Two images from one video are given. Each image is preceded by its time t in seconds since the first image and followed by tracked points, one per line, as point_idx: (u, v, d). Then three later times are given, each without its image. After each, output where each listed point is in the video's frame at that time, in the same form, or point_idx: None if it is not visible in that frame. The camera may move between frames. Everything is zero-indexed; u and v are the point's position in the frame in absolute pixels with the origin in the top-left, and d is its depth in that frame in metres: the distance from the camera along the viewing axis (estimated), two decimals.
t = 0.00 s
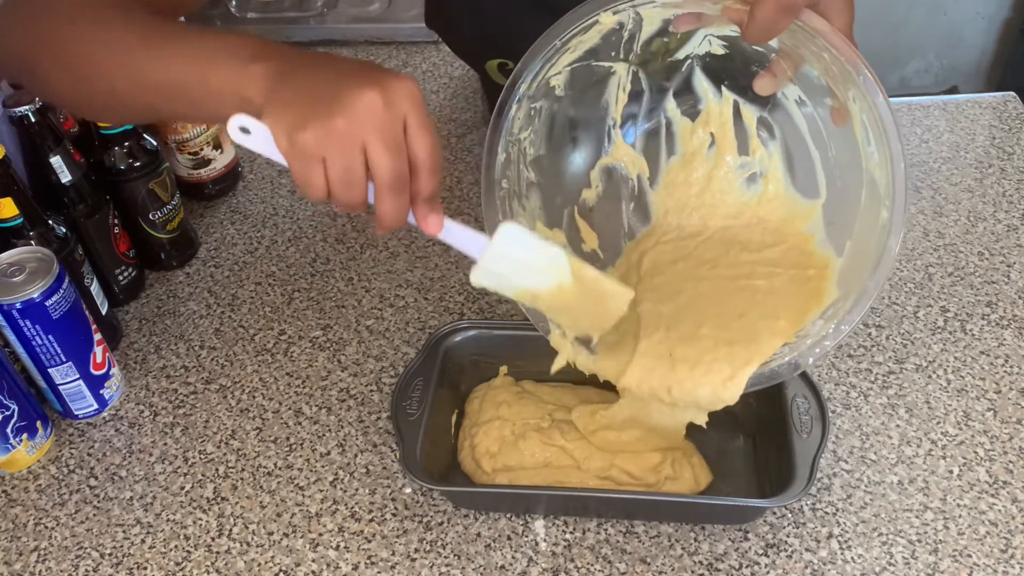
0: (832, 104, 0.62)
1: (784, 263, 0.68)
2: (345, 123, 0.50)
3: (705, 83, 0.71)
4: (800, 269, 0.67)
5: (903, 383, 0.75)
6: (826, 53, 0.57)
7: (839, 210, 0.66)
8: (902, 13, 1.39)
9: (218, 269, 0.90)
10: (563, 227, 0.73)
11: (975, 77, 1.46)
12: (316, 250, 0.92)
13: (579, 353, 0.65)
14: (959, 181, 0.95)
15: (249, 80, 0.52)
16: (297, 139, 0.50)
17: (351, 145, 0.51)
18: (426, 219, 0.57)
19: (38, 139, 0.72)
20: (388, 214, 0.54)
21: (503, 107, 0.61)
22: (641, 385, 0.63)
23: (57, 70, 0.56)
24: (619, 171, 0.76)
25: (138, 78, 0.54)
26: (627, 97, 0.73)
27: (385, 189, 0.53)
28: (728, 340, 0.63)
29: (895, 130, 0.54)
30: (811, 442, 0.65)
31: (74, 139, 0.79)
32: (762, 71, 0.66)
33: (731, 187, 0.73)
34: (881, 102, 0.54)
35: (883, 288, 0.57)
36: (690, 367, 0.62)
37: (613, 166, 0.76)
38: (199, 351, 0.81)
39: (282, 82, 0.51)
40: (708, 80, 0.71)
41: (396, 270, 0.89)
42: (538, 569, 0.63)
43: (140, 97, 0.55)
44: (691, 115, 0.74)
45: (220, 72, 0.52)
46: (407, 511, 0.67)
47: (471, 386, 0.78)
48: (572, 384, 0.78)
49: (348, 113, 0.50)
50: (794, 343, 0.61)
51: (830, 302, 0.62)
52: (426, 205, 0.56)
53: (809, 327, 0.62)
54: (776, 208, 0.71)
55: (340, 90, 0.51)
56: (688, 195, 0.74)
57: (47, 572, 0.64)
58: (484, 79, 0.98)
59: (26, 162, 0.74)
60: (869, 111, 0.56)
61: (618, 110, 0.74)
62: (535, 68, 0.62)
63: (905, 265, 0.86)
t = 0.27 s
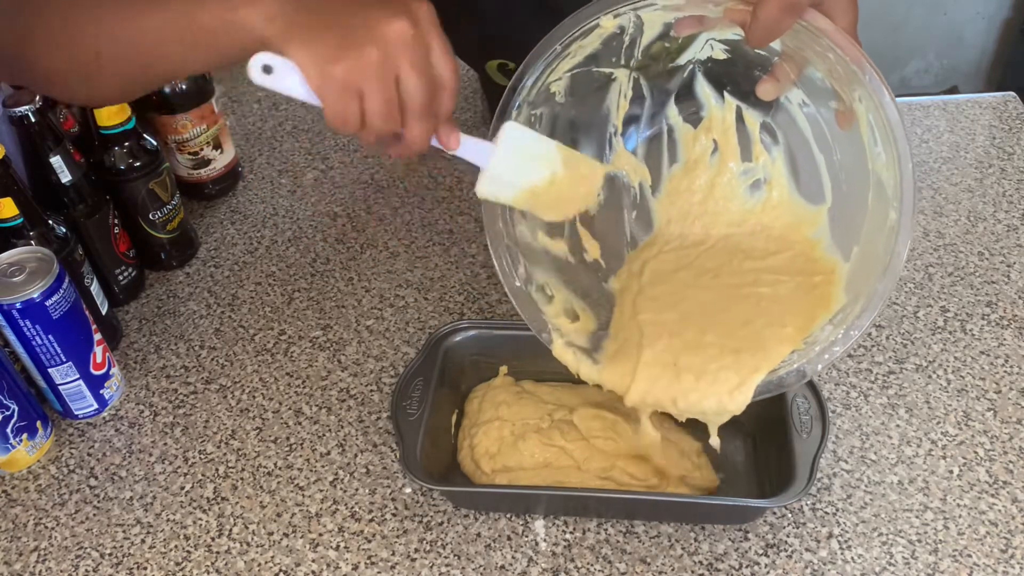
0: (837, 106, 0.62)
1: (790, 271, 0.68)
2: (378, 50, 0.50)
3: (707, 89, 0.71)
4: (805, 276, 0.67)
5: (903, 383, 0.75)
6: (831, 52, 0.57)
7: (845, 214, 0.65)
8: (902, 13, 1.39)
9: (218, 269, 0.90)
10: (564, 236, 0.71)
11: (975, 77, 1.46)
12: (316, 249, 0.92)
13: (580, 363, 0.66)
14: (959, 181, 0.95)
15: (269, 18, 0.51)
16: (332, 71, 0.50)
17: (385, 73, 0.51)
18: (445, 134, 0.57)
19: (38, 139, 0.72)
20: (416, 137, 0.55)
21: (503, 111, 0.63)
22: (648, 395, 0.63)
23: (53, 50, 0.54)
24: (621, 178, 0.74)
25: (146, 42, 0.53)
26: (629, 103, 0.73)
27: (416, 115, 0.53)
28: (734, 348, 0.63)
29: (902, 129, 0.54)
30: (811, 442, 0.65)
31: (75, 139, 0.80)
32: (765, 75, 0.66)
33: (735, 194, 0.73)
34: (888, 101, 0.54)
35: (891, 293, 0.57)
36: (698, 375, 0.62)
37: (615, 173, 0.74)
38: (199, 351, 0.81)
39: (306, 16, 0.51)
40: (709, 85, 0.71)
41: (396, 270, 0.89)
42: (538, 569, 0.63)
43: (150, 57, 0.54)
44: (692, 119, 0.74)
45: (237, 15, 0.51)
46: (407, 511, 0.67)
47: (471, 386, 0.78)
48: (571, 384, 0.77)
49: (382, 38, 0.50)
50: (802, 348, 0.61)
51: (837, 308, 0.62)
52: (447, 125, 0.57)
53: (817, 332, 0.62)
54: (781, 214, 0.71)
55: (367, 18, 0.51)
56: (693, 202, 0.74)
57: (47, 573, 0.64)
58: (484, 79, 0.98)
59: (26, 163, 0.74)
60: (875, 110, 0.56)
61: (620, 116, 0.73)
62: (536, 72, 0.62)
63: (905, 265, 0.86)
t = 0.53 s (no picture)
0: (825, 113, 0.62)
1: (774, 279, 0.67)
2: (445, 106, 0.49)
3: (700, 94, 0.71)
4: (791, 284, 0.66)
5: (903, 383, 0.75)
6: (816, 57, 0.58)
7: (834, 222, 0.65)
8: (902, 14, 1.39)
9: (218, 269, 0.90)
10: (553, 236, 0.72)
11: (975, 77, 1.46)
12: (316, 250, 0.92)
13: (560, 362, 0.65)
14: (958, 181, 0.95)
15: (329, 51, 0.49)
16: (397, 110, 0.48)
17: (448, 126, 0.49)
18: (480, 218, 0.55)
19: (38, 139, 0.72)
20: (454, 207, 0.52)
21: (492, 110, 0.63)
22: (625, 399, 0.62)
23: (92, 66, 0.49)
24: (613, 182, 0.76)
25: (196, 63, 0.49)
26: (622, 107, 0.73)
27: (464, 181, 0.51)
28: (713, 353, 0.63)
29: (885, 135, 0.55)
30: (811, 442, 0.65)
31: (74, 139, 0.79)
32: (758, 82, 0.66)
33: (725, 201, 0.73)
34: (872, 108, 0.54)
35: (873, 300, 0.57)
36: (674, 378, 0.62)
37: (607, 177, 0.76)
38: (199, 351, 0.81)
39: (375, 56, 0.49)
40: (701, 91, 0.71)
41: (396, 270, 0.89)
42: (538, 569, 0.63)
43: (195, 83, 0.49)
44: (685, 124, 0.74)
45: (299, 46, 0.49)
46: (407, 511, 0.67)
47: (471, 386, 0.78)
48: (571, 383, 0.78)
49: (452, 96, 0.50)
50: (781, 356, 0.61)
51: (820, 315, 0.62)
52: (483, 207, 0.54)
53: (798, 339, 0.62)
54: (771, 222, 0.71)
55: (434, 76, 0.50)
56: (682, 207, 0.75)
57: (47, 572, 0.64)
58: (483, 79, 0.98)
59: (26, 163, 0.74)
60: (859, 115, 0.56)
61: (612, 120, 0.74)
62: (524, 72, 0.63)
63: (905, 265, 0.86)
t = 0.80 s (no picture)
0: (829, 111, 0.62)
1: (778, 274, 0.68)
2: (380, 151, 0.50)
3: (705, 89, 0.71)
4: (794, 280, 0.66)
5: (903, 383, 0.75)
6: (822, 56, 0.57)
7: (836, 218, 0.65)
8: (902, 14, 1.39)
9: (218, 269, 0.90)
10: (557, 233, 0.75)
11: (975, 77, 1.46)
12: (316, 250, 0.92)
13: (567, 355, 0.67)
14: (959, 181, 0.95)
15: (283, 89, 0.52)
16: (326, 154, 0.50)
17: (375, 171, 0.51)
18: (417, 258, 0.57)
19: (38, 139, 0.72)
20: (382, 244, 0.54)
21: (498, 104, 0.62)
22: (629, 395, 0.62)
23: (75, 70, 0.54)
24: (616, 177, 0.77)
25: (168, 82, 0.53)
26: (625, 102, 0.74)
27: (390, 220, 0.53)
28: (720, 349, 0.62)
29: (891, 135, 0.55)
30: (811, 442, 0.65)
31: (74, 139, 0.79)
32: (761, 78, 0.67)
33: (728, 195, 0.73)
34: (877, 107, 0.55)
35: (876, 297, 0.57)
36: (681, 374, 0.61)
37: (610, 172, 0.77)
38: (199, 351, 0.81)
39: (319, 95, 0.51)
40: (706, 86, 0.71)
41: (396, 270, 0.89)
42: (538, 569, 0.63)
43: (162, 100, 0.54)
44: (688, 120, 0.74)
45: (256, 81, 0.52)
46: (407, 511, 0.67)
47: (471, 386, 0.78)
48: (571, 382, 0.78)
49: (382, 142, 0.50)
50: (785, 352, 0.61)
51: (823, 312, 0.62)
52: (422, 246, 0.57)
53: (801, 336, 0.61)
54: (773, 218, 0.71)
55: (373, 119, 0.51)
56: (685, 202, 0.75)
57: (47, 573, 0.64)
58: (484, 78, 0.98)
59: (26, 163, 0.74)
60: (864, 115, 0.56)
61: (616, 115, 0.74)
62: (530, 69, 0.62)
63: (905, 265, 0.86)
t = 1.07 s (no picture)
0: (836, 112, 0.62)
1: (785, 276, 0.68)
2: (356, 202, 0.52)
3: (710, 92, 0.71)
4: (800, 282, 0.66)
5: (903, 383, 0.75)
6: (829, 56, 0.57)
7: (843, 220, 0.65)
8: (902, 14, 1.39)
9: (218, 269, 0.90)
10: (562, 235, 0.74)
11: (975, 77, 1.46)
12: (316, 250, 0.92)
13: (573, 360, 0.66)
14: (959, 181, 0.95)
15: (271, 134, 0.53)
16: (306, 206, 0.51)
17: (353, 219, 0.52)
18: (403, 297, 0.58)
19: (38, 139, 0.72)
20: (367, 284, 0.57)
21: (504, 109, 0.61)
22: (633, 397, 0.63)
23: (64, 77, 0.54)
24: (621, 180, 0.77)
25: (160, 109, 0.53)
26: (630, 104, 0.74)
27: (372, 264, 0.55)
28: (724, 350, 0.63)
29: (899, 136, 0.55)
30: (811, 442, 0.65)
31: (74, 139, 0.79)
32: (767, 79, 0.66)
33: (733, 197, 0.73)
34: (884, 106, 0.54)
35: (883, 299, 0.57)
36: (687, 376, 0.62)
37: (615, 174, 0.76)
38: (199, 351, 0.81)
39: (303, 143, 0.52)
40: (710, 87, 0.71)
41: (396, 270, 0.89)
42: (538, 569, 0.63)
43: (152, 122, 0.54)
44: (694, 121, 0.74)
45: (245, 123, 0.53)
46: (407, 511, 0.67)
47: (471, 386, 0.78)
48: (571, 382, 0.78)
49: (359, 193, 0.52)
50: (793, 353, 0.62)
51: (830, 313, 0.62)
52: (408, 285, 0.58)
53: (808, 337, 0.62)
54: (778, 220, 0.71)
55: (353, 170, 0.52)
56: (689, 204, 0.75)
57: (47, 572, 0.64)
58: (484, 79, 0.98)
59: (26, 163, 0.74)
60: (872, 116, 0.56)
61: (621, 117, 0.74)
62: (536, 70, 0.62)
63: (905, 265, 0.86)
